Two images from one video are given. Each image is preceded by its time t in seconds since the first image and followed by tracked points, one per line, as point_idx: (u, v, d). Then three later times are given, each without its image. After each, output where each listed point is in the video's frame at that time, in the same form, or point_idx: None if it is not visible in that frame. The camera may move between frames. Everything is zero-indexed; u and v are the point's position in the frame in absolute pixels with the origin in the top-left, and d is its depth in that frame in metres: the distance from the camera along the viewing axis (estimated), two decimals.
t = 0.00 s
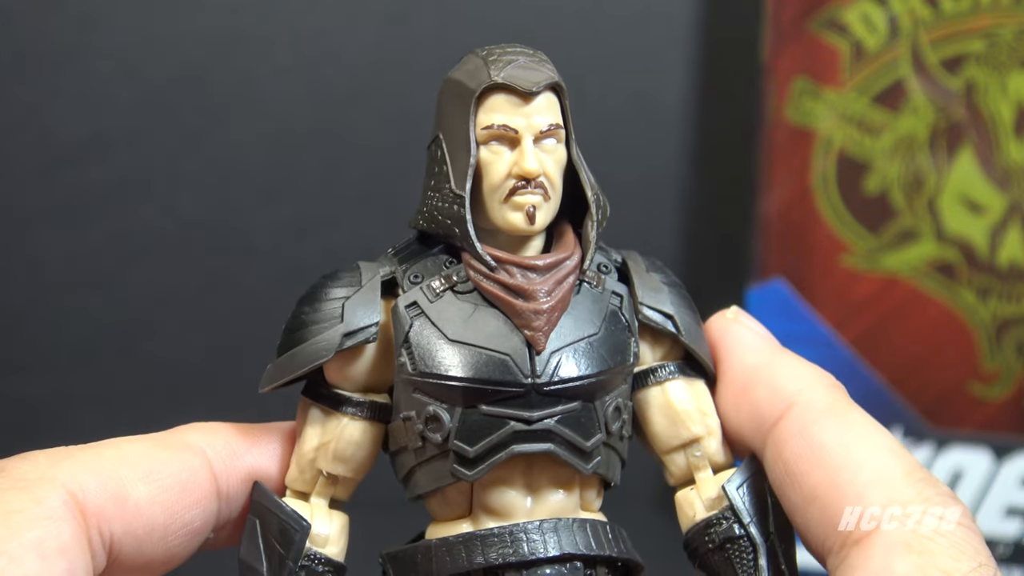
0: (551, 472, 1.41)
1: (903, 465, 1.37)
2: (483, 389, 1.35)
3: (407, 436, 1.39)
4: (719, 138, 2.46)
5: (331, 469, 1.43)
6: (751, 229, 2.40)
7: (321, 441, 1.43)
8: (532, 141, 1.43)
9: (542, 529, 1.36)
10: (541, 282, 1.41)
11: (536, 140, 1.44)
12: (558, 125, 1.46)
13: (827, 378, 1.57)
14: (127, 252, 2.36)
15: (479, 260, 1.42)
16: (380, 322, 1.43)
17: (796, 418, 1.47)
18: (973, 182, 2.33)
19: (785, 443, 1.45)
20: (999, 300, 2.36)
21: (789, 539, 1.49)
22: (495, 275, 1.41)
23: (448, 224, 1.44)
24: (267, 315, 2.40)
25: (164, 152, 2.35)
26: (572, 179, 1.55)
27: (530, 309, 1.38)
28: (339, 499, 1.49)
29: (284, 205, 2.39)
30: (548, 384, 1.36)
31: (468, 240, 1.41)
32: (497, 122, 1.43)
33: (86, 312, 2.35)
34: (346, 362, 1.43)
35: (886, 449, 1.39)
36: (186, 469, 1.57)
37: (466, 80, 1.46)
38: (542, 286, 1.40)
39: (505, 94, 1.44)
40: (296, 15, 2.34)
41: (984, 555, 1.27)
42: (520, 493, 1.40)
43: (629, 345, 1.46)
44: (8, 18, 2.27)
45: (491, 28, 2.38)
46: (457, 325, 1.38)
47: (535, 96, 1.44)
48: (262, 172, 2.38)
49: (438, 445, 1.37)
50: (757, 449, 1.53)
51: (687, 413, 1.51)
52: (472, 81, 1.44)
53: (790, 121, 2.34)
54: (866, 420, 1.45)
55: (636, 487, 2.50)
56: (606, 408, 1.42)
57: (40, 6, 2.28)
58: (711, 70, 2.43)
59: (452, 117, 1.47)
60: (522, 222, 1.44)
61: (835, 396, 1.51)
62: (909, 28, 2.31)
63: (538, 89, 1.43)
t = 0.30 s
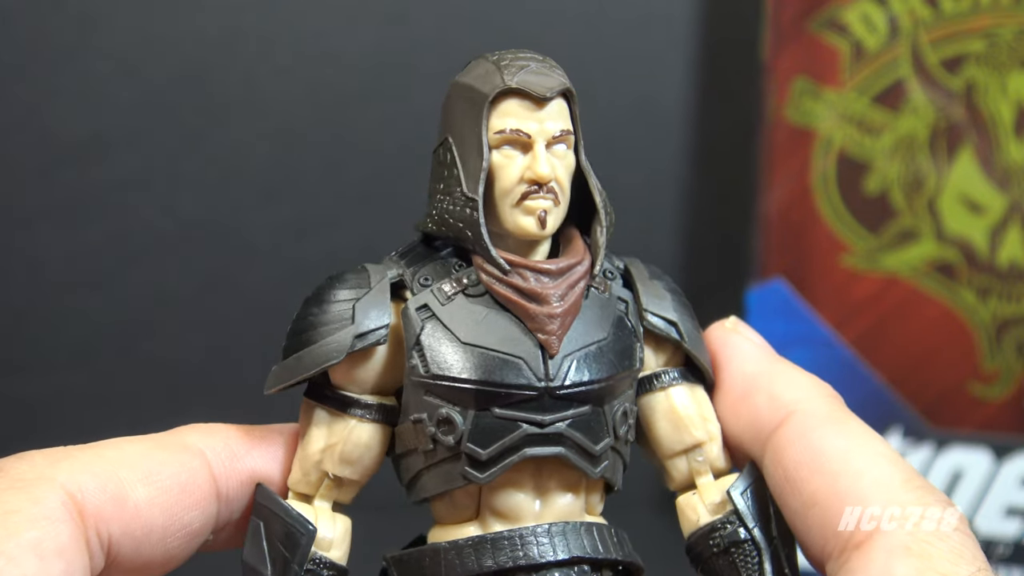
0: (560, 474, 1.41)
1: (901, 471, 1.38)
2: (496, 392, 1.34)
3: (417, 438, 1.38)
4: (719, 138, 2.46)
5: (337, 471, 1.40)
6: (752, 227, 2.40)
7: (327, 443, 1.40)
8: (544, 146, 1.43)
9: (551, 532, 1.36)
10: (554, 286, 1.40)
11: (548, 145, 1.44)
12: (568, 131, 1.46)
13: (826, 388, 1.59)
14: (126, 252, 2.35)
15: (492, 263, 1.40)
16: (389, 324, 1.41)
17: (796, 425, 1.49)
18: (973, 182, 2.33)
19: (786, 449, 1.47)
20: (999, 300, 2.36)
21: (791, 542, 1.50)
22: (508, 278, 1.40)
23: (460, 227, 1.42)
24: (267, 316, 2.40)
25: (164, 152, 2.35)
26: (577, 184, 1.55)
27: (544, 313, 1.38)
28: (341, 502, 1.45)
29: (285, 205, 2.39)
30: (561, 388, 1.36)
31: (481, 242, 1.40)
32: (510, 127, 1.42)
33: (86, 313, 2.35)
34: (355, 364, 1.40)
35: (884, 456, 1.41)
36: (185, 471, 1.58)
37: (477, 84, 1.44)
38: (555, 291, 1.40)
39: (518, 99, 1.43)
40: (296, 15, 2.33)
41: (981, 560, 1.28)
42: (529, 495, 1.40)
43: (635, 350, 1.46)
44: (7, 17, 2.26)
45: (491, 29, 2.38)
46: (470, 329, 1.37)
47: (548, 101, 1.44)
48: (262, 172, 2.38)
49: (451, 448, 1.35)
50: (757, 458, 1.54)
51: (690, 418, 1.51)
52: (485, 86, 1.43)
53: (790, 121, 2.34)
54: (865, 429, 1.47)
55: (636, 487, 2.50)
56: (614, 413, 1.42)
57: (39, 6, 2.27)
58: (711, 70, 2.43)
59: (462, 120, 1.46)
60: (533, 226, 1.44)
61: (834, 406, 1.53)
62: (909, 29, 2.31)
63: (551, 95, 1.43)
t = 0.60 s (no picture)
0: (570, 477, 1.41)
1: (900, 479, 1.44)
2: (514, 394, 1.33)
3: (432, 440, 1.37)
4: (720, 138, 2.45)
5: (347, 473, 1.38)
6: (752, 227, 2.39)
7: (338, 444, 1.38)
8: (563, 150, 1.43)
9: (562, 536, 1.37)
10: (571, 290, 1.40)
11: (565, 149, 1.45)
12: (584, 136, 1.47)
13: (826, 398, 1.65)
14: (127, 252, 2.35)
15: (512, 266, 1.40)
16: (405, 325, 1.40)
17: (797, 431, 1.55)
18: (973, 182, 2.33)
19: (787, 454, 1.52)
20: (999, 300, 2.36)
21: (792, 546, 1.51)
22: (528, 281, 1.39)
23: (478, 229, 1.42)
24: (268, 316, 2.40)
25: (164, 152, 2.35)
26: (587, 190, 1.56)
27: (564, 317, 1.38)
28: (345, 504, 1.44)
29: (285, 205, 2.39)
30: (579, 391, 1.36)
31: (501, 245, 1.40)
32: (528, 130, 1.42)
33: (86, 313, 2.35)
34: (368, 365, 1.38)
35: (884, 464, 1.47)
36: (183, 474, 1.58)
37: (496, 86, 1.43)
38: (572, 295, 1.40)
39: (539, 103, 1.43)
40: (296, 15, 2.33)
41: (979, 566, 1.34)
42: (540, 498, 1.40)
43: (644, 354, 1.46)
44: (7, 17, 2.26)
45: (491, 29, 2.38)
46: (488, 331, 1.36)
47: (567, 106, 1.44)
48: (262, 172, 2.38)
49: (467, 450, 1.35)
50: (758, 463, 1.58)
51: (693, 423, 1.51)
52: (504, 88, 1.42)
53: (790, 121, 2.34)
54: (864, 438, 1.54)
55: (636, 488, 2.51)
56: (624, 417, 1.43)
57: (39, 6, 2.28)
58: (710, 70, 2.44)
59: (477, 122, 1.44)
60: (550, 230, 1.44)
61: (833, 414, 1.59)
62: (909, 29, 2.31)
63: (571, 100, 1.43)
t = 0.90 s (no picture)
0: (570, 479, 1.41)
1: (899, 480, 1.44)
2: (515, 396, 1.33)
3: (433, 442, 1.37)
4: (720, 138, 2.45)
5: (347, 476, 1.38)
6: (752, 227, 2.39)
7: (338, 446, 1.38)
8: (564, 153, 1.43)
9: (562, 539, 1.37)
10: (572, 293, 1.40)
11: (566, 152, 1.45)
12: (585, 139, 1.47)
13: (822, 400, 1.65)
14: (126, 252, 2.35)
15: (513, 269, 1.40)
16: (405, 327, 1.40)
17: (795, 433, 1.55)
18: (972, 182, 2.34)
19: (784, 456, 1.52)
20: (999, 300, 2.36)
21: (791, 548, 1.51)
22: (529, 284, 1.39)
23: (479, 231, 1.42)
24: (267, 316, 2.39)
25: (163, 152, 2.35)
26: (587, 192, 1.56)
27: (566, 319, 1.38)
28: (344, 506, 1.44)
29: (285, 205, 2.39)
30: (580, 394, 1.36)
31: (502, 248, 1.40)
32: (529, 132, 1.42)
33: (86, 313, 2.35)
34: (368, 368, 1.38)
35: (881, 465, 1.47)
36: (181, 474, 1.58)
37: (496, 88, 1.43)
38: (573, 297, 1.40)
39: (540, 105, 1.43)
40: (296, 15, 2.34)
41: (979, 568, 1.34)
42: (540, 501, 1.40)
43: (643, 357, 1.46)
44: (9, 18, 2.27)
45: (491, 29, 2.38)
46: (490, 334, 1.36)
47: (568, 109, 1.44)
48: (262, 172, 2.38)
49: (469, 453, 1.34)
50: (755, 466, 1.58)
51: (691, 425, 1.51)
52: (505, 91, 1.42)
53: (790, 121, 2.34)
54: (860, 440, 1.54)
55: (636, 488, 2.50)
56: (624, 419, 1.44)
57: (40, 6, 2.28)
58: (711, 70, 2.43)
59: (477, 124, 1.44)
60: (551, 233, 1.44)
61: (830, 417, 1.59)
62: (909, 29, 2.31)
63: (572, 102, 1.43)
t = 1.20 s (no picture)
0: (570, 477, 1.41)
1: (901, 479, 1.44)
2: (514, 394, 1.33)
3: (432, 441, 1.37)
4: (720, 137, 2.45)
5: (346, 474, 1.38)
6: (752, 226, 2.39)
7: (337, 445, 1.38)
8: (563, 150, 1.43)
9: (562, 537, 1.37)
10: (571, 290, 1.40)
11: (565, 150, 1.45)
12: (584, 136, 1.47)
13: (823, 399, 1.65)
14: (126, 252, 2.35)
15: (512, 267, 1.40)
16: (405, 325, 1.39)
17: (797, 432, 1.55)
18: (972, 182, 2.34)
19: (786, 455, 1.52)
20: (999, 300, 2.36)
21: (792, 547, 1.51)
22: (528, 282, 1.39)
23: (478, 229, 1.41)
24: (267, 315, 2.40)
25: (164, 152, 2.35)
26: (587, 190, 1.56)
27: (565, 317, 1.38)
28: (344, 505, 1.44)
29: (285, 205, 2.39)
30: (579, 392, 1.36)
31: (501, 245, 1.40)
32: (528, 130, 1.42)
33: (87, 313, 2.35)
34: (368, 366, 1.38)
35: (884, 464, 1.47)
36: (182, 474, 1.57)
37: (496, 86, 1.43)
38: (572, 295, 1.39)
39: (539, 103, 1.43)
40: (296, 15, 2.33)
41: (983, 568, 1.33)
42: (540, 499, 1.40)
43: (643, 355, 1.46)
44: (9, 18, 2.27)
45: (491, 29, 2.38)
46: (488, 332, 1.36)
47: (567, 106, 1.44)
48: (262, 172, 2.38)
49: (467, 451, 1.34)
50: (757, 465, 1.58)
51: (692, 423, 1.51)
52: (504, 88, 1.42)
53: (790, 121, 2.34)
54: (862, 438, 1.54)
55: (636, 488, 2.50)
56: (624, 417, 1.43)
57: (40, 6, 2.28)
58: (711, 70, 2.43)
59: (477, 122, 1.44)
60: (550, 231, 1.44)
61: (831, 415, 1.59)
62: (909, 29, 2.31)
63: (571, 100, 1.43)
